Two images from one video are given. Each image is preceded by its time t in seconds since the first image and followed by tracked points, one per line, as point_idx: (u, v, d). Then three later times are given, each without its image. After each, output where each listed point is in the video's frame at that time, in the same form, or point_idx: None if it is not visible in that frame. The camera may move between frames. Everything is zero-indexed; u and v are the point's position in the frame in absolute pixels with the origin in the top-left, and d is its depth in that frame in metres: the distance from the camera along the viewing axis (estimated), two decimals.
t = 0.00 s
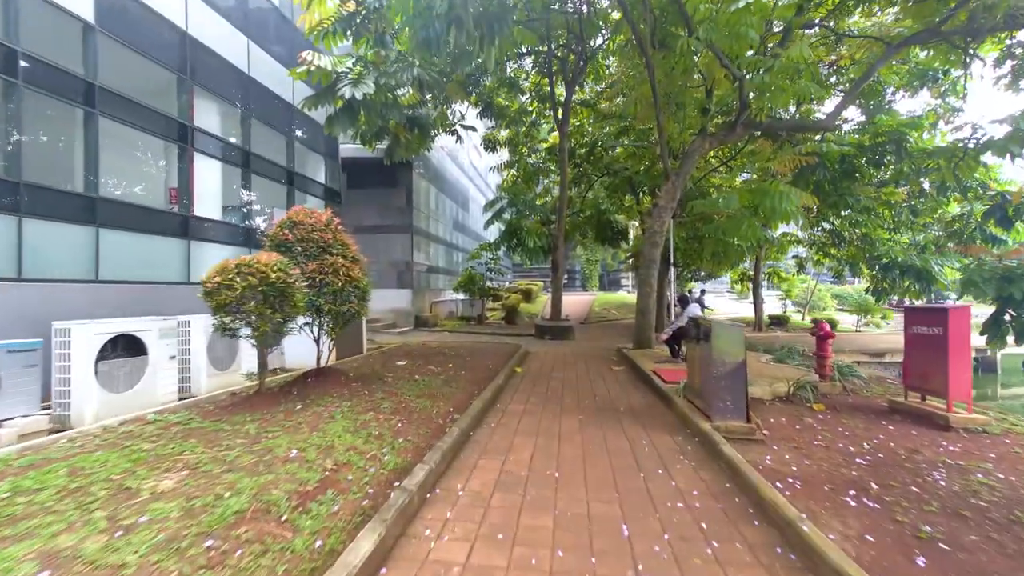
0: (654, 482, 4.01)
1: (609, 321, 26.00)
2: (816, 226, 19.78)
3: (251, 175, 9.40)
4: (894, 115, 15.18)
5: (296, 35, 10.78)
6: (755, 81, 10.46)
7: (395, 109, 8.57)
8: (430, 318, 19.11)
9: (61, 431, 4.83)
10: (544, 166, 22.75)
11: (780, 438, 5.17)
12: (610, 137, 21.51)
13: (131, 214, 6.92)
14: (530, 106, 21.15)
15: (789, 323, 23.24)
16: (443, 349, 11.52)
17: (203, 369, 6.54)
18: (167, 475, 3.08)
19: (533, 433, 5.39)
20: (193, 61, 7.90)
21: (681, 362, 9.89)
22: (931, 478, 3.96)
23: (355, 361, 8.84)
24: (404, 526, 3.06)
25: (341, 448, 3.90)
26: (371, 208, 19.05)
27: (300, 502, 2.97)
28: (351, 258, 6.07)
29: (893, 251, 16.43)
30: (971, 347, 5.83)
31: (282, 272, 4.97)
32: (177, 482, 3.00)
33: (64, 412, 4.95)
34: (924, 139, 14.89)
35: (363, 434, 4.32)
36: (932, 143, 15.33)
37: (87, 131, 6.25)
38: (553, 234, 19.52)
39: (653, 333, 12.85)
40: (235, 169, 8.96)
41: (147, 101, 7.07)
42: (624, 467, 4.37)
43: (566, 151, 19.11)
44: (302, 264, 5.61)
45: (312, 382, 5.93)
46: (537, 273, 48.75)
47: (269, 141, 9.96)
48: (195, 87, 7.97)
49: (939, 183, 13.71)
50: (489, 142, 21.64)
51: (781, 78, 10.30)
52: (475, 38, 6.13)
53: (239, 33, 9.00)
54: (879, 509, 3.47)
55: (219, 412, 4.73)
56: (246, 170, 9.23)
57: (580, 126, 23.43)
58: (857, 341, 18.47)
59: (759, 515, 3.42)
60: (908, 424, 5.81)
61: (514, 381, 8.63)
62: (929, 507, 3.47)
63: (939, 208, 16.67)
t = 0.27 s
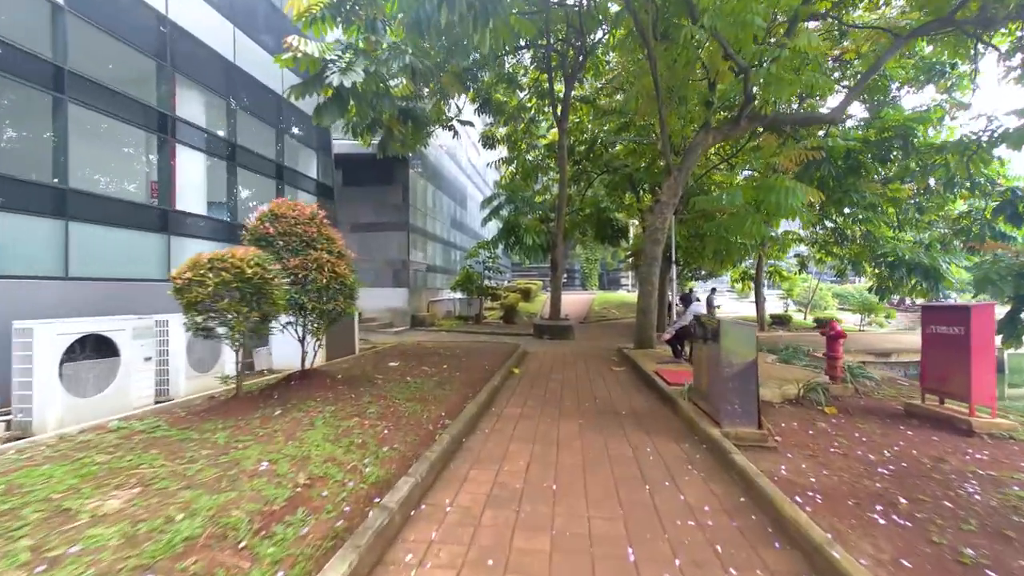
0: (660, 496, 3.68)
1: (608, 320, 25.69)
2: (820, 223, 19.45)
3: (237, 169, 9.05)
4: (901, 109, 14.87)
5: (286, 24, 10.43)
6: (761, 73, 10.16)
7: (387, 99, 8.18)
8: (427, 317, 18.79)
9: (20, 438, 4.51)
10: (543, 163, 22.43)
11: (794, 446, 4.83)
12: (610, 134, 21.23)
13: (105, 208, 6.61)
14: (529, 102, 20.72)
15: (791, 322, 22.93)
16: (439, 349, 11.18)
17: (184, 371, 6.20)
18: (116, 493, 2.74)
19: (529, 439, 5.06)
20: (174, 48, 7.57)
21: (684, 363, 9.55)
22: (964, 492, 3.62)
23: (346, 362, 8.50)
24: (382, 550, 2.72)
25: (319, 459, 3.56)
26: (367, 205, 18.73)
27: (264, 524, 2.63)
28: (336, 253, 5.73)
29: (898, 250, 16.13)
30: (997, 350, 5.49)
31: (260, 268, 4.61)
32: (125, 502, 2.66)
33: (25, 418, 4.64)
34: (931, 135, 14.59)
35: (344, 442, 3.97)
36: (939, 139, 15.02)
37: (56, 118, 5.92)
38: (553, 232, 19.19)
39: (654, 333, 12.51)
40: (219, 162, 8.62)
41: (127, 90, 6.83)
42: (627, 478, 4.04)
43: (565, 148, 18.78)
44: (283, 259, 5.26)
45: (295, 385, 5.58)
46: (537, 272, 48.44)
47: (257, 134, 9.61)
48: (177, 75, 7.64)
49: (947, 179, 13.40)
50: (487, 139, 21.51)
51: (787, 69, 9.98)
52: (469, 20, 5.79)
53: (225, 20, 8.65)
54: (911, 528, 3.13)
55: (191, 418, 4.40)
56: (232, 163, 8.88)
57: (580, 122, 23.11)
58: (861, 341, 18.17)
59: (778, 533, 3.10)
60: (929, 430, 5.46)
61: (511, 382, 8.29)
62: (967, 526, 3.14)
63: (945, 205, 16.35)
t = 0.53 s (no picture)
0: (671, 524, 3.32)
1: (609, 321, 25.34)
2: (824, 223, 19.11)
3: (224, 166, 8.70)
4: (908, 106, 14.55)
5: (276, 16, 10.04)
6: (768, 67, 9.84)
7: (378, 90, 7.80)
8: (425, 319, 18.43)
9: None
10: (542, 161, 22.16)
11: (814, 463, 4.46)
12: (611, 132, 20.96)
13: (77, 206, 6.28)
14: (529, 100, 20.65)
15: (795, 323, 22.58)
16: (435, 353, 10.81)
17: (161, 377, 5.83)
18: (49, 533, 2.39)
19: (527, 455, 4.70)
20: (154, 38, 7.24)
21: (689, 368, 9.19)
22: (1012, 521, 3.25)
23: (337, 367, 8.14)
24: None
25: (292, 482, 3.19)
26: (363, 204, 18.43)
27: (218, 569, 2.25)
28: (321, 253, 5.37)
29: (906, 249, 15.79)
30: None
31: (233, 271, 4.24)
32: (57, 545, 2.30)
33: None
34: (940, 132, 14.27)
35: (322, 463, 3.59)
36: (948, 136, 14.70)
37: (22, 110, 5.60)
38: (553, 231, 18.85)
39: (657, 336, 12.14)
40: (205, 158, 8.27)
41: (103, 82, 6.55)
42: (634, 502, 3.68)
43: (565, 146, 18.43)
44: (263, 261, 4.90)
45: (277, 395, 5.20)
46: (536, 272, 48.10)
47: (245, 130, 9.25)
48: (157, 67, 7.31)
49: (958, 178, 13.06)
50: (486, 138, 21.43)
51: (796, 62, 9.60)
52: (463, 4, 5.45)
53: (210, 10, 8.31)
54: (962, 566, 2.76)
55: (158, 433, 4.03)
56: (218, 160, 8.53)
57: (580, 121, 22.80)
58: (868, 343, 17.82)
59: (807, 572, 2.75)
60: (956, 444, 5.09)
61: (509, 389, 7.93)
62: None
63: (954, 204, 16.02)
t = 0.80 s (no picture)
0: (690, 554, 2.91)
1: (610, 321, 24.97)
2: (830, 221, 18.71)
3: (207, 158, 8.29)
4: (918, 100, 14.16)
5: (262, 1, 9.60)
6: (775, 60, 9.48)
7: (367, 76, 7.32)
8: (422, 319, 18.04)
9: None
10: (542, 158, 21.76)
11: (841, 478, 4.03)
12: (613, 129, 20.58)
13: (47, 198, 5.87)
14: (528, 96, 20.33)
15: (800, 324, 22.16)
16: (430, 354, 10.39)
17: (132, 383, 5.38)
18: None
19: (525, 468, 4.28)
20: (129, 20, 6.85)
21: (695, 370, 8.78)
22: None
23: (325, 369, 7.73)
24: None
25: (253, 506, 2.78)
26: (358, 201, 18.09)
27: None
28: (302, 247, 4.94)
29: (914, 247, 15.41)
30: None
31: (198, 265, 3.81)
32: None
33: None
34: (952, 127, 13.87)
35: (292, 481, 3.17)
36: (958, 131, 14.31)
37: None
38: (552, 229, 18.45)
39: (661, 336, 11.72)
40: (186, 150, 7.86)
41: (78, 68, 6.17)
42: (645, 526, 3.27)
43: (565, 142, 18.06)
44: (235, 255, 4.48)
45: (252, 402, 4.78)
46: (536, 271, 47.73)
47: (231, 120, 8.85)
48: (134, 51, 6.91)
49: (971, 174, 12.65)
50: (484, 135, 21.26)
51: (808, 50, 9.14)
52: None
53: None
54: None
55: (111, 446, 3.61)
56: (201, 151, 8.12)
57: (579, 117, 22.41)
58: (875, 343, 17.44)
59: None
60: (994, 456, 4.66)
61: (507, 392, 7.52)
62: None
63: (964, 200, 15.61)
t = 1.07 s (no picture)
0: None
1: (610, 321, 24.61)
2: (835, 219, 18.37)
3: (192, 151, 7.92)
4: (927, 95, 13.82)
5: None
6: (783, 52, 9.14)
7: (357, 61, 6.91)
8: (419, 319, 17.68)
9: None
10: (541, 156, 21.44)
11: (871, 496, 3.67)
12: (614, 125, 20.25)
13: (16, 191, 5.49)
14: (527, 93, 19.99)
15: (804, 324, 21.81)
16: (425, 356, 10.03)
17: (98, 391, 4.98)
18: None
19: (524, 485, 3.92)
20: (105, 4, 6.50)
21: (701, 373, 8.40)
22: None
23: (314, 373, 7.36)
24: None
25: (207, 540, 2.40)
26: (354, 199, 17.71)
27: None
28: (281, 243, 4.58)
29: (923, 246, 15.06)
30: None
31: (160, 260, 3.47)
32: None
33: None
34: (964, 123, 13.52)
35: (259, 505, 2.80)
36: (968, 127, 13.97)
37: None
38: (552, 227, 18.07)
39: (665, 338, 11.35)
40: (169, 142, 7.49)
41: (50, 54, 5.82)
42: (659, 556, 2.91)
43: (566, 139, 17.73)
44: (206, 251, 4.11)
45: (227, 410, 4.42)
46: (535, 271, 47.32)
47: (217, 112, 8.49)
48: (110, 37, 6.56)
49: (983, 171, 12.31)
50: (483, 133, 21.11)
51: (820, 39, 8.79)
52: None
53: None
54: None
55: (61, 464, 3.24)
56: (185, 144, 7.76)
57: (580, 115, 22.04)
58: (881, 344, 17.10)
59: None
60: None
61: (505, 397, 7.15)
62: None
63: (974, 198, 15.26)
